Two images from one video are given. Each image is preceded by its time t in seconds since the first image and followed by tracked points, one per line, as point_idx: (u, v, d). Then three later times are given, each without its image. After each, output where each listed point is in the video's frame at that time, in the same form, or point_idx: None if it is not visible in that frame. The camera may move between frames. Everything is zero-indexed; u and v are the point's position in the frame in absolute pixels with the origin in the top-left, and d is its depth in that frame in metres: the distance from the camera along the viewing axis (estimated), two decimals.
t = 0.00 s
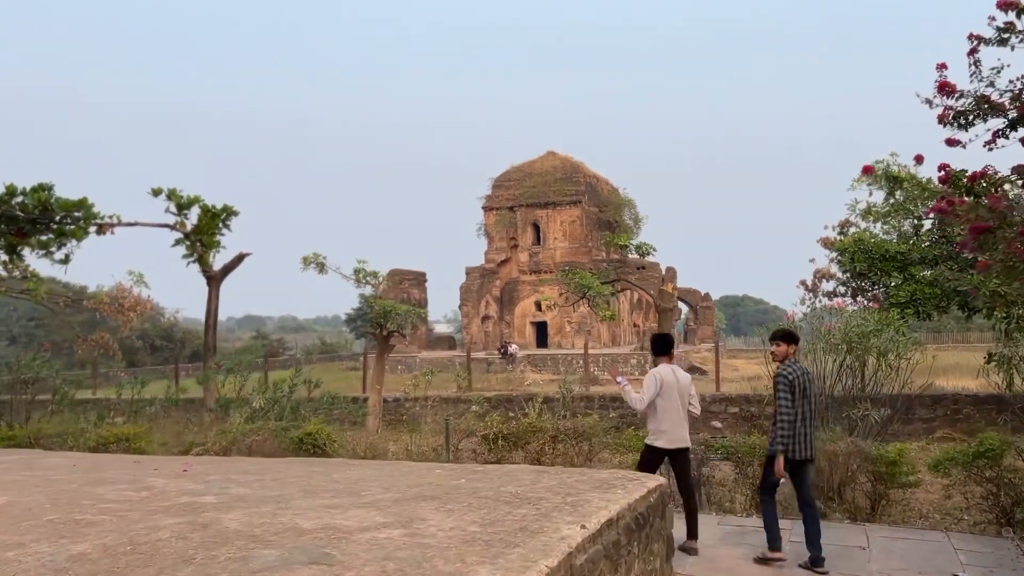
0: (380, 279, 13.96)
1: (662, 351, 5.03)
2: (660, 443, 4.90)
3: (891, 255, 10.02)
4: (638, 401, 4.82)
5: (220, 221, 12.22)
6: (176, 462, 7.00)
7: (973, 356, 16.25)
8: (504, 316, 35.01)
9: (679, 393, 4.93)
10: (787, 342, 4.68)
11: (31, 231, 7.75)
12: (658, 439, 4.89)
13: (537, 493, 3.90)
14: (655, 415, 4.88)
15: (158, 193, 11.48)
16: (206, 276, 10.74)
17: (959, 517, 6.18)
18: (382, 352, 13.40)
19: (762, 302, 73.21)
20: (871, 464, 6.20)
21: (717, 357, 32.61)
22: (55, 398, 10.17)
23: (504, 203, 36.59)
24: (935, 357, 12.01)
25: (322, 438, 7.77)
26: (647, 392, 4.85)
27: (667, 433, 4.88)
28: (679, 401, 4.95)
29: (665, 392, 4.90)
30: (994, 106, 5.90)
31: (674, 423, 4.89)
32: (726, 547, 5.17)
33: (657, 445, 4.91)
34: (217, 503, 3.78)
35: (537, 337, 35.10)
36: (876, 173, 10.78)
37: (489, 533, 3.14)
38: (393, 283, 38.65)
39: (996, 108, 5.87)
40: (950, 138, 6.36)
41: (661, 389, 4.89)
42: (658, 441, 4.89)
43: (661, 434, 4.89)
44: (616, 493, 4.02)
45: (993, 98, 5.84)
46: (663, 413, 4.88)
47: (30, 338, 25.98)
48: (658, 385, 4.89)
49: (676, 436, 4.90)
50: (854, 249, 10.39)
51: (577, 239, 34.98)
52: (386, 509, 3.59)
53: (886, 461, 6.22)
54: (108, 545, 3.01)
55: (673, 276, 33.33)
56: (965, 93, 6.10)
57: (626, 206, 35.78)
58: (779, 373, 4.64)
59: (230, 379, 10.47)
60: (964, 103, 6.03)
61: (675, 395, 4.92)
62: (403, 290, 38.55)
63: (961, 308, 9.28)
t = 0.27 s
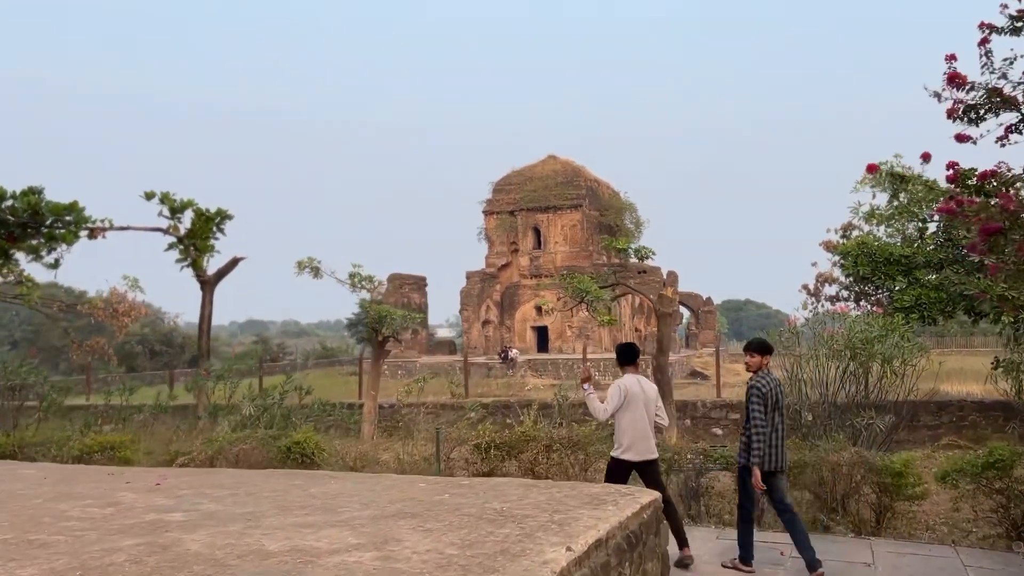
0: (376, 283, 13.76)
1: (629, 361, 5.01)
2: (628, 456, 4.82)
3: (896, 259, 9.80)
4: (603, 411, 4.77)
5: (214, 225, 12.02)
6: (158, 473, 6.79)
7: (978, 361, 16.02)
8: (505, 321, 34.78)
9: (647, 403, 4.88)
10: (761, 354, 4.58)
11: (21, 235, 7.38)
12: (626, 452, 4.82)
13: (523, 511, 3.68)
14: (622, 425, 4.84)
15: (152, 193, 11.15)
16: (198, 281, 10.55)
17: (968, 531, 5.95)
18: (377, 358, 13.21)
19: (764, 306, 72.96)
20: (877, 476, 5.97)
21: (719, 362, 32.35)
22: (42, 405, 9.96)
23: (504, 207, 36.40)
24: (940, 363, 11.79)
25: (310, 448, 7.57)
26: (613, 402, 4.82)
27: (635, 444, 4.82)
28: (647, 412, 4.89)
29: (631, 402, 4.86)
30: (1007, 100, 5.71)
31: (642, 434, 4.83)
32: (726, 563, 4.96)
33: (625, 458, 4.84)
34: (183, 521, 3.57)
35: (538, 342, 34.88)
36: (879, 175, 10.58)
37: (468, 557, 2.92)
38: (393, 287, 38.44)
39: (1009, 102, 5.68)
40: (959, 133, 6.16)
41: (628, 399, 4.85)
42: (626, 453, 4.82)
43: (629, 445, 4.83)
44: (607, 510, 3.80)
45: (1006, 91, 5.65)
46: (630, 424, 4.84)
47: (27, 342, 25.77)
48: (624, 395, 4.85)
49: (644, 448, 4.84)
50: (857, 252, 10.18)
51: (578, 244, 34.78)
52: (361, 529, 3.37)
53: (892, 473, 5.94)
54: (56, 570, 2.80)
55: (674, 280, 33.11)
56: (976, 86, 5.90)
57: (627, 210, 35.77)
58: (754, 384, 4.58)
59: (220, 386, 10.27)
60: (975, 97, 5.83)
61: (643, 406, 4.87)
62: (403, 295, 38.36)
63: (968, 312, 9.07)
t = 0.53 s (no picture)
0: (371, 286, 13.54)
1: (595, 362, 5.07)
2: (594, 459, 4.90)
3: (901, 260, 9.58)
4: (568, 413, 4.83)
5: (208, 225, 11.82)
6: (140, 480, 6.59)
7: (982, 365, 15.81)
8: (504, 324, 34.53)
9: (612, 404, 4.94)
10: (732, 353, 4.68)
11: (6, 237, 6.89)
12: (591, 454, 4.90)
13: (510, 525, 3.47)
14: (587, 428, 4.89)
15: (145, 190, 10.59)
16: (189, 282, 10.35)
17: (978, 542, 5.73)
18: (372, 361, 12.99)
19: (764, 310, 72.76)
20: (883, 485, 5.74)
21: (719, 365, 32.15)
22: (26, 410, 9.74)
23: (503, 210, 36.19)
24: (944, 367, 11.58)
25: (298, 454, 7.36)
26: (578, 405, 4.87)
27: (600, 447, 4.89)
28: (612, 414, 4.97)
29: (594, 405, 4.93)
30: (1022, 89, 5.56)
31: (607, 436, 4.91)
32: None
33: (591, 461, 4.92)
34: (147, 535, 3.36)
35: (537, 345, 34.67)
36: (882, 175, 10.36)
37: None
38: (391, 290, 38.25)
39: None
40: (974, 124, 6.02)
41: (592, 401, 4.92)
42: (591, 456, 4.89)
43: (594, 448, 4.89)
44: (599, 524, 3.58)
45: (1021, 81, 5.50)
46: (594, 426, 4.91)
47: (22, 345, 25.59)
48: (588, 397, 4.92)
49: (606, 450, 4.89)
50: (861, 253, 9.94)
51: (577, 246, 34.58)
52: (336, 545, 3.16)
53: (899, 482, 5.72)
54: None
55: (674, 284, 32.89)
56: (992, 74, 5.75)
57: (627, 213, 35.59)
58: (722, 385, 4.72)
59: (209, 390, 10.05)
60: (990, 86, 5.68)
61: (607, 407, 4.93)
62: (401, 298, 38.14)
63: (974, 315, 8.85)
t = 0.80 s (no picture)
0: (364, 287, 13.31)
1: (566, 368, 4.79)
2: (567, 469, 4.70)
3: (904, 262, 9.38)
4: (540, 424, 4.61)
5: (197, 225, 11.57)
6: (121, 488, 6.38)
7: (983, 369, 15.62)
8: (502, 326, 34.19)
9: (587, 412, 4.74)
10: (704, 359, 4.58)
11: None
12: (564, 465, 4.69)
13: (498, 543, 3.24)
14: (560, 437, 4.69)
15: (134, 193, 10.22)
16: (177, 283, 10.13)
17: (989, 554, 5.52)
18: (365, 363, 12.74)
19: (763, 312, 72.69)
20: (890, 494, 5.53)
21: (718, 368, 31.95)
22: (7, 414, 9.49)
23: (501, 211, 35.97)
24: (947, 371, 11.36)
25: (284, 460, 7.14)
26: (550, 413, 4.65)
27: (575, 456, 4.70)
28: (585, 422, 4.75)
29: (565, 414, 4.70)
30: None
31: (581, 445, 4.71)
32: None
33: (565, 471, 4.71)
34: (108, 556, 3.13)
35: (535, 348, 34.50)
36: (884, 174, 10.13)
37: None
38: (388, 292, 38.03)
39: None
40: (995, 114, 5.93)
41: (566, 409, 4.71)
42: (565, 466, 4.69)
43: (569, 457, 4.69)
44: (595, 541, 3.35)
45: None
46: (568, 434, 4.70)
47: (14, 347, 25.33)
48: (562, 405, 4.70)
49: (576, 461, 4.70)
50: (863, 254, 9.70)
51: (575, 248, 34.38)
52: (309, 566, 2.93)
53: (906, 491, 5.51)
54: None
55: (672, 286, 32.68)
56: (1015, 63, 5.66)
57: (625, 215, 35.38)
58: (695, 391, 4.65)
59: (195, 393, 9.82)
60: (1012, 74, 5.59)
61: (582, 415, 4.73)
62: (398, 300, 37.90)
63: (981, 318, 8.65)
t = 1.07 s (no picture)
0: (355, 287, 13.09)
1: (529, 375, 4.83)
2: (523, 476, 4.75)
3: (904, 262, 9.19)
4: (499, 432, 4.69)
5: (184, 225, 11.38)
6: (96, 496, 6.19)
7: (984, 371, 15.43)
8: (497, 327, 33.76)
9: (549, 419, 4.80)
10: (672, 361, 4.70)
11: None
12: (522, 473, 4.74)
13: (478, 559, 3.04)
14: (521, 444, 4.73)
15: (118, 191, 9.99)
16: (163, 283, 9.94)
17: (996, 566, 5.31)
18: (355, 365, 12.53)
19: (759, 314, 72.54)
20: (893, 502, 5.32)
21: (714, 370, 31.78)
22: None
23: (497, 212, 35.77)
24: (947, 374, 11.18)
25: (265, 466, 6.91)
26: (512, 421, 4.71)
27: (533, 465, 4.74)
28: (542, 429, 4.80)
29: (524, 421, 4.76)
30: None
31: (541, 454, 4.76)
32: None
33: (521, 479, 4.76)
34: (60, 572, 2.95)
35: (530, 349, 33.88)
36: (884, 173, 9.95)
37: None
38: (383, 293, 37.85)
39: None
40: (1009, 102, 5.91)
41: (528, 416, 4.76)
42: (522, 474, 4.74)
43: (527, 466, 4.74)
44: (582, 556, 3.15)
45: None
46: (529, 442, 4.74)
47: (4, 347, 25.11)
48: (524, 412, 4.75)
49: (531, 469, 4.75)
50: (862, 255, 9.50)
51: (571, 249, 34.19)
52: None
53: (909, 500, 5.29)
54: None
55: (669, 287, 32.50)
56: None
57: (622, 216, 35.18)
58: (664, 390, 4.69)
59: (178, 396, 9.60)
60: None
61: (543, 423, 4.79)
62: (393, 301, 37.70)
63: (983, 320, 8.48)
